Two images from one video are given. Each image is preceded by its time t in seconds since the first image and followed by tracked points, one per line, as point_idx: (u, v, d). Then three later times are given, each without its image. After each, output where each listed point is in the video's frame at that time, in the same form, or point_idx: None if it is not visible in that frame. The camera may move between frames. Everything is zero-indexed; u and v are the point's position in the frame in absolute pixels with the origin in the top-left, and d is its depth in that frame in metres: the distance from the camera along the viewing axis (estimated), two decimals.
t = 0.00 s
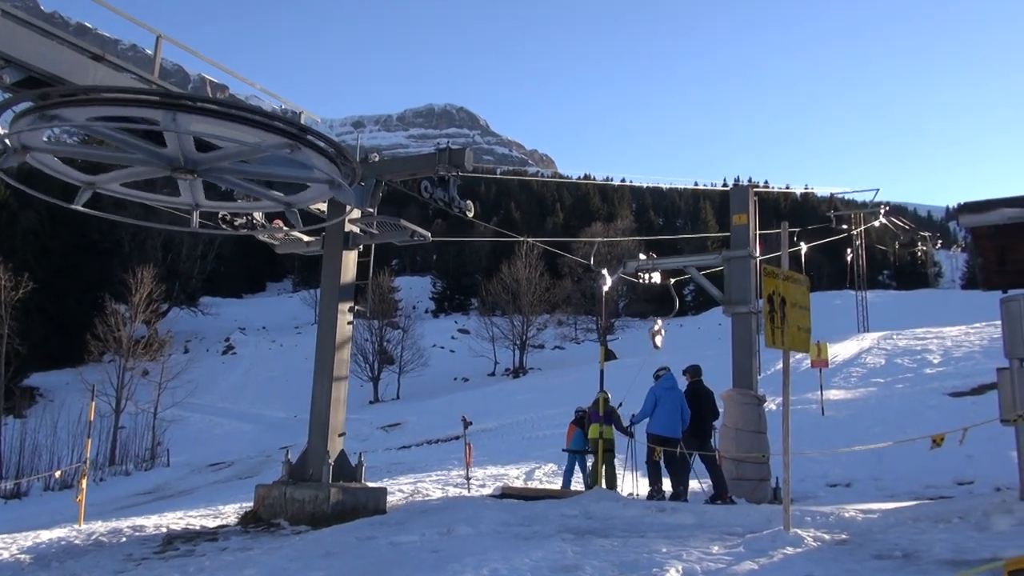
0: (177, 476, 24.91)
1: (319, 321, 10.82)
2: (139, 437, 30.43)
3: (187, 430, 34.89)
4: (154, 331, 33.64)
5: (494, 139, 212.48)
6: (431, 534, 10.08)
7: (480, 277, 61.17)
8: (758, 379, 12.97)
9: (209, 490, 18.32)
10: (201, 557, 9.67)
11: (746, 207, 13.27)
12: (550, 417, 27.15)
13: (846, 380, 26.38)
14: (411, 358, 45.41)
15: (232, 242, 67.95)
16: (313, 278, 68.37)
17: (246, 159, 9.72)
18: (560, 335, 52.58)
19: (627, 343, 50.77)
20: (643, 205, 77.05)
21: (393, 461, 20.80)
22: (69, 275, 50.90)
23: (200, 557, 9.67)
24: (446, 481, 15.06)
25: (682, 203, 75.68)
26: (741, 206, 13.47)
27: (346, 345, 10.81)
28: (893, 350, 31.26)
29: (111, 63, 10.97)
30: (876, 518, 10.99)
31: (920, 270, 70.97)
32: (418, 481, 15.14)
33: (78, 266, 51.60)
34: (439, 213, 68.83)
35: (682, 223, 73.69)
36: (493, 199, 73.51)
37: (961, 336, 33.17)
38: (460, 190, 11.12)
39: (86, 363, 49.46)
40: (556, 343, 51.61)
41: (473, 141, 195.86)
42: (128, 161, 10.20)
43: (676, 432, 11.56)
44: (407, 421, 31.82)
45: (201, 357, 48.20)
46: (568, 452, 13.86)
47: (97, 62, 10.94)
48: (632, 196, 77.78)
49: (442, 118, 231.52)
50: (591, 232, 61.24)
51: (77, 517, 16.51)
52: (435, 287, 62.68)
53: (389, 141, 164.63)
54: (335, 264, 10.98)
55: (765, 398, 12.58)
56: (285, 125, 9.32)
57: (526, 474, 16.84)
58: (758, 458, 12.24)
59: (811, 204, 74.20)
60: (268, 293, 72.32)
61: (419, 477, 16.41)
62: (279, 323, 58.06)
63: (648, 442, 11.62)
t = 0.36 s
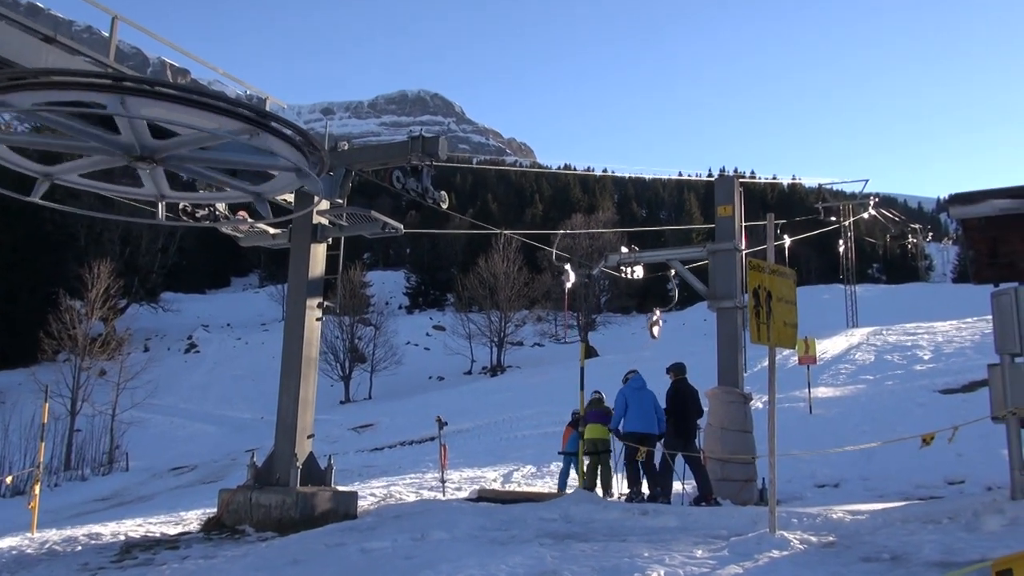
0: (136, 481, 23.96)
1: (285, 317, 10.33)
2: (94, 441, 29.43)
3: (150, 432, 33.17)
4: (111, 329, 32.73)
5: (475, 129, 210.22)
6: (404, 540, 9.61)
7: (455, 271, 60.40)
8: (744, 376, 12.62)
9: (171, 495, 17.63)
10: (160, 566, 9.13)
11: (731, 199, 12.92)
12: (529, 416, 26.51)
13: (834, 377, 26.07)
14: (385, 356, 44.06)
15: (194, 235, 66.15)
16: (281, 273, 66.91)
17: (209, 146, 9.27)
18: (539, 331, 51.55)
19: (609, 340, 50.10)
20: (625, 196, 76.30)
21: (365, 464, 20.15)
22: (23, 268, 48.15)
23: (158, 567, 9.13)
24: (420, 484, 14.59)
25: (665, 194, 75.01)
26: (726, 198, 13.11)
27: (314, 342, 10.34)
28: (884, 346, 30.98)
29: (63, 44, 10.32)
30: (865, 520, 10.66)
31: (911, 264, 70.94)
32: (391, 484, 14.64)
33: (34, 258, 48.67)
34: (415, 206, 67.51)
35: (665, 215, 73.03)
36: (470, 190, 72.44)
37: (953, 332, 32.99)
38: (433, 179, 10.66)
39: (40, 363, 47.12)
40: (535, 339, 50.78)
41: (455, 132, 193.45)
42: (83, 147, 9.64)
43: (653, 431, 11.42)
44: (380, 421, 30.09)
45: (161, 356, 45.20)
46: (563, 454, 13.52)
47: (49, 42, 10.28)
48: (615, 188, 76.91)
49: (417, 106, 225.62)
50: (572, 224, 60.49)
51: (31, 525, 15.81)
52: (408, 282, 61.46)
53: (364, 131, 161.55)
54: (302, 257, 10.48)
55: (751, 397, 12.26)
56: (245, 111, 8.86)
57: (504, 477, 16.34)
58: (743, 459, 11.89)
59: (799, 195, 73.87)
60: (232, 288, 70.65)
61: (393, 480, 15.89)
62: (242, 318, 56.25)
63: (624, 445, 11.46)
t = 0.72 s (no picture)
0: (95, 485, 23.12)
1: (251, 313, 9.88)
2: (49, 443, 28.22)
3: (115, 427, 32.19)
4: (66, 325, 31.85)
5: (453, 117, 208.32)
6: (375, 546, 9.19)
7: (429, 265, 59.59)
8: (729, 373, 12.36)
9: (131, 499, 17.00)
10: None
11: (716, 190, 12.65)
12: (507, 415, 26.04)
13: (822, 375, 25.83)
14: (354, 353, 42.88)
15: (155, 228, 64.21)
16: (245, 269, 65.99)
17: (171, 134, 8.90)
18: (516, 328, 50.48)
19: (590, 336, 49.58)
20: (606, 186, 75.63)
21: (335, 466, 19.59)
22: None
23: None
24: (393, 487, 14.15)
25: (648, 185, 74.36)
26: (711, 189, 12.85)
27: (282, 339, 9.90)
28: (873, 342, 30.82)
29: (14, 26, 9.63)
30: (852, 521, 10.37)
31: (901, 257, 71.32)
32: (363, 487, 14.18)
33: None
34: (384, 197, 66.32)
35: (648, 207, 72.57)
36: (445, 180, 71.59)
37: (943, 328, 32.85)
38: (406, 169, 10.30)
39: None
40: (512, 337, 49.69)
41: (433, 122, 191.80)
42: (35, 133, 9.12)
43: (623, 435, 11.52)
44: (350, 421, 29.28)
45: (120, 353, 44.70)
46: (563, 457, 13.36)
47: None
48: (598, 180, 76.33)
49: (387, 90, 221.41)
50: (550, 216, 59.62)
51: None
52: (381, 275, 60.80)
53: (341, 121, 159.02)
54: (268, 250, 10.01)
55: (737, 395, 11.99)
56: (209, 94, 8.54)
57: (480, 479, 15.91)
58: (728, 458, 11.59)
59: (784, 187, 73.65)
60: (197, 282, 69.33)
61: (365, 483, 15.41)
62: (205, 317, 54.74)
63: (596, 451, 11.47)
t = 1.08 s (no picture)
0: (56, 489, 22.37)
1: (218, 310, 9.49)
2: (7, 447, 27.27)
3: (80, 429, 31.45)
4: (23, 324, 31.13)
5: (432, 106, 206.98)
6: (348, 552, 8.77)
7: (406, 260, 58.80)
8: (716, 371, 12.15)
9: (92, 504, 16.43)
10: None
11: (703, 181, 12.30)
12: (489, 415, 25.66)
13: (813, 372, 25.62)
14: (327, 352, 42.10)
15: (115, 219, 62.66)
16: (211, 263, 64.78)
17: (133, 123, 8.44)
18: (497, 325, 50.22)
19: (574, 333, 49.09)
20: (590, 177, 75.05)
21: (307, 469, 19.09)
22: None
23: None
24: (368, 492, 13.73)
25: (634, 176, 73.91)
26: (697, 180, 12.51)
27: (251, 337, 9.50)
28: (865, 339, 30.69)
29: None
30: (843, 523, 10.06)
31: (894, 251, 70.64)
32: (337, 492, 13.76)
33: None
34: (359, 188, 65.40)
35: (633, 199, 72.27)
36: (422, 170, 70.91)
37: (937, 324, 32.69)
38: (380, 159, 10.06)
39: None
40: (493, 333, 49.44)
41: (413, 112, 189.99)
42: None
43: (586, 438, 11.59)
44: (324, 423, 28.73)
45: (81, 352, 43.97)
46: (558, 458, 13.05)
47: None
48: (583, 172, 75.85)
49: (364, 76, 219.29)
50: (532, 208, 58.83)
51: None
52: (356, 270, 59.57)
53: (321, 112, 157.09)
54: (235, 244, 9.64)
55: (724, 394, 11.80)
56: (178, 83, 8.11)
57: (459, 482, 15.52)
58: (713, 458, 11.48)
59: (772, 179, 73.43)
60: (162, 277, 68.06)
61: (339, 487, 14.97)
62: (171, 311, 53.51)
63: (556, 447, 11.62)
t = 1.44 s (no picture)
0: (26, 494, 21.69)
1: (195, 307, 9.17)
2: None
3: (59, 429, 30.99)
4: None
5: (416, 95, 205.74)
6: (331, 559, 8.37)
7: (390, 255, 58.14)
8: (713, 370, 11.83)
9: (64, 511, 15.98)
10: None
11: (699, 172, 11.94)
12: (477, 416, 25.24)
13: (813, 371, 25.28)
14: (310, 352, 41.61)
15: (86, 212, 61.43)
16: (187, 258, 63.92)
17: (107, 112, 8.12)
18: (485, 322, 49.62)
19: (565, 330, 48.71)
20: (582, 168, 74.34)
21: (290, 473, 18.66)
22: None
23: None
24: (353, 497, 13.35)
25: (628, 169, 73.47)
26: (693, 171, 12.14)
27: (228, 336, 9.17)
28: (866, 336, 30.36)
29: None
30: (844, 527, 9.73)
31: (898, 245, 70.74)
32: (319, 497, 13.36)
33: None
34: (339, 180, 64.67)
35: (626, 190, 71.95)
36: (407, 161, 70.34)
37: (941, 321, 32.35)
38: (363, 149, 9.70)
39: None
40: (482, 331, 48.93)
41: (400, 102, 188.47)
42: None
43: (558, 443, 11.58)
44: (305, 425, 28.30)
45: (53, 353, 43.22)
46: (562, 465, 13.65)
47: None
48: (574, 163, 75.34)
49: (347, 65, 217.34)
50: (523, 200, 58.39)
51: None
52: (340, 266, 59.37)
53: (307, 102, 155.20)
54: (212, 238, 9.31)
55: (721, 393, 11.49)
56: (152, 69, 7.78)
57: (446, 486, 15.12)
58: (711, 461, 11.19)
59: (769, 172, 72.93)
60: (134, 275, 67.27)
61: (321, 491, 14.57)
62: (146, 309, 52.62)
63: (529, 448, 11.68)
